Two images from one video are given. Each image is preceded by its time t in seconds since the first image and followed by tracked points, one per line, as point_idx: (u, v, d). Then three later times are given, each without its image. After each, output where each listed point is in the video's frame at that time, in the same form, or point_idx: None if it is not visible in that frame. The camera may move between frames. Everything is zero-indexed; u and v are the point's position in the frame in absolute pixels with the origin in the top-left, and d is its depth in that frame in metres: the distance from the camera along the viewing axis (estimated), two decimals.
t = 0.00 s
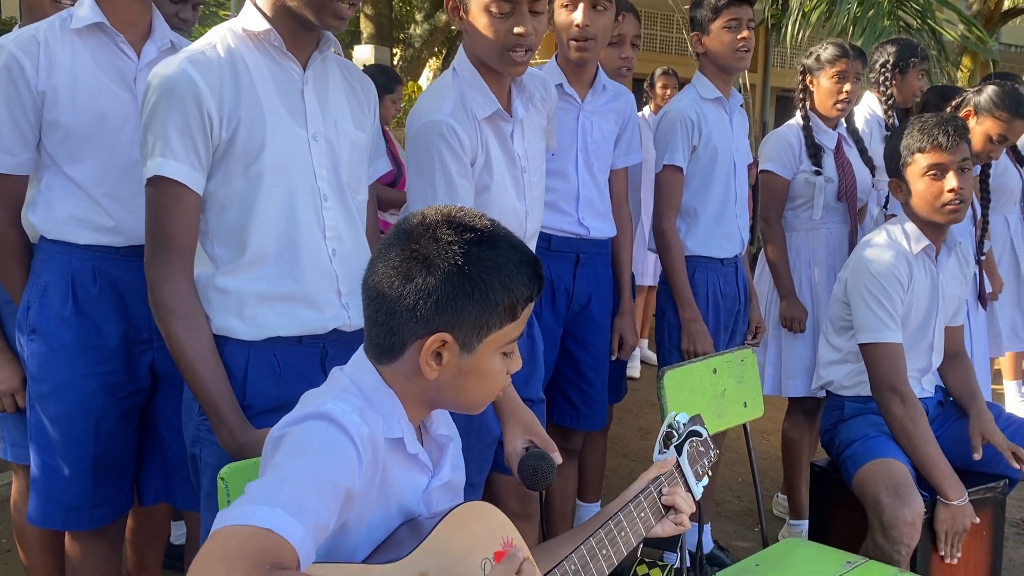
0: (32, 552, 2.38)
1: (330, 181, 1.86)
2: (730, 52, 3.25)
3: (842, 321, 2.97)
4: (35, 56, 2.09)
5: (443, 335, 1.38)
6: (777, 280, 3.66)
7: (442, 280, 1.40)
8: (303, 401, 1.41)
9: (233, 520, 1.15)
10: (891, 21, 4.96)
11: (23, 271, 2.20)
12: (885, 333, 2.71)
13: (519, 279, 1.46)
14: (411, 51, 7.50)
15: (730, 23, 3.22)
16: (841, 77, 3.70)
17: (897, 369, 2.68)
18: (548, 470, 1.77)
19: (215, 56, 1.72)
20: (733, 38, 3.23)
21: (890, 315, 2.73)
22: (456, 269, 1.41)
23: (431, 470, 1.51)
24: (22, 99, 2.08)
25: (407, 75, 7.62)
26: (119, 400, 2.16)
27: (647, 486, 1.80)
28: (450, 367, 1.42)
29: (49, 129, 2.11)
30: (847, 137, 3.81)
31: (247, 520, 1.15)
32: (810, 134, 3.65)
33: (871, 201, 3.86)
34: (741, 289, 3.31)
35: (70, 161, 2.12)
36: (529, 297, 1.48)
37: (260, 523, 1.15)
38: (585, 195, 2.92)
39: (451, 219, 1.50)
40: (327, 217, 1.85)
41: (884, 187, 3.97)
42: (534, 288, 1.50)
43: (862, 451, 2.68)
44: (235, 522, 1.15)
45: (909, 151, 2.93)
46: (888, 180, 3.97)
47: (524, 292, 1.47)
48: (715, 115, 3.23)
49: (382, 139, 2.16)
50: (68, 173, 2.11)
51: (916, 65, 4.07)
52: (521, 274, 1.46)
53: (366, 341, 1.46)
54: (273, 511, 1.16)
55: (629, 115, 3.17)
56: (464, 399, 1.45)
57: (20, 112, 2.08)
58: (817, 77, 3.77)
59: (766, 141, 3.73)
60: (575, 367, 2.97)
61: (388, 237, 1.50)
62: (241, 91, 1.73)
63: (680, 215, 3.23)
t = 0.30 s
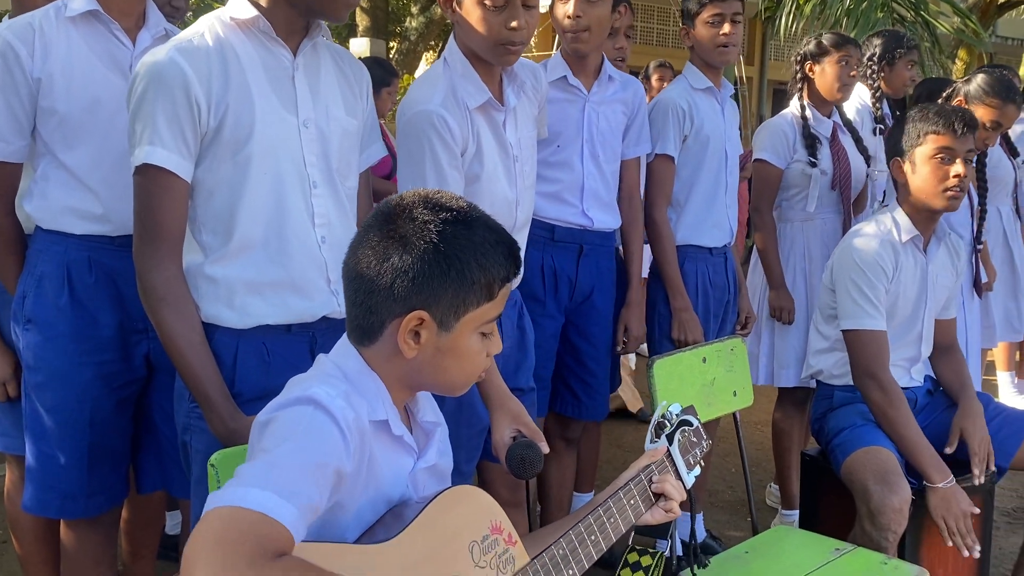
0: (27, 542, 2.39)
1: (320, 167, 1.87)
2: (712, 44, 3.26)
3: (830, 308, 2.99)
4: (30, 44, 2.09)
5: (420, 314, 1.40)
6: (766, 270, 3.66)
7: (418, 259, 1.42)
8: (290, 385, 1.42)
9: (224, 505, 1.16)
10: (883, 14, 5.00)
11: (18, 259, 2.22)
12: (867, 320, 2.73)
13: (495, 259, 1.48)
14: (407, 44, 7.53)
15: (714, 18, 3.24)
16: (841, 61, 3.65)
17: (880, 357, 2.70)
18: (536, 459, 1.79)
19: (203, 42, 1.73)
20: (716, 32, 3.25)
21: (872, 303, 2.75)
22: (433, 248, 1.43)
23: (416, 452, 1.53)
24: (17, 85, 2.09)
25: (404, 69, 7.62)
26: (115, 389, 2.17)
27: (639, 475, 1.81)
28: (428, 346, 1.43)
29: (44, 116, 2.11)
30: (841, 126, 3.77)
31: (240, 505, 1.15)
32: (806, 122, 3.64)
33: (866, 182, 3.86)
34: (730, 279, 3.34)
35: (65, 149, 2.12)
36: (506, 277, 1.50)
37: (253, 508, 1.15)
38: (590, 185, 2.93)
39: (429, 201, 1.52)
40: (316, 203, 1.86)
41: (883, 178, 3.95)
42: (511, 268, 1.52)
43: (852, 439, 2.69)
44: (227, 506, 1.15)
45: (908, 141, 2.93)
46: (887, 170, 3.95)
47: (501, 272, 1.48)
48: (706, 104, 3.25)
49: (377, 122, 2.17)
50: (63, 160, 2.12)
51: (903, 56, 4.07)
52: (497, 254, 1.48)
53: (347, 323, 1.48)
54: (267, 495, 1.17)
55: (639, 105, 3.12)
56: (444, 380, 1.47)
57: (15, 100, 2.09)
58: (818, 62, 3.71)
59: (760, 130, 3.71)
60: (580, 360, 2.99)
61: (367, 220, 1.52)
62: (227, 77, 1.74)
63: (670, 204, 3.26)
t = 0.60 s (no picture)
0: (22, 529, 2.40)
1: (312, 155, 1.88)
2: (701, 32, 3.26)
3: (830, 295, 2.99)
4: (23, 32, 2.09)
5: (415, 298, 1.41)
6: (761, 258, 3.66)
7: (414, 244, 1.43)
8: (284, 369, 1.43)
9: (212, 486, 1.16)
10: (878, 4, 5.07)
11: (14, 247, 2.22)
12: (868, 304, 2.74)
13: (489, 245, 1.49)
14: (402, 35, 7.55)
15: (702, 6, 3.23)
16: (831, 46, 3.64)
17: (878, 343, 2.71)
18: (526, 442, 1.80)
19: (196, 29, 1.73)
20: (704, 20, 3.24)
21: (874, 287, 2.75)
22: (428, 233, 1.44)
23: (408, 437, 1.54)
24: (10, 74, 2.08)
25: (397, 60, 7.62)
26: (109, 376, 2.17)
27: (621, 454, 1.83)
28: (422, 330, 1.44)
29: (38, 104, 2.12)
30: (834, 115, 3.77)
31: (227, 488, 1.16)
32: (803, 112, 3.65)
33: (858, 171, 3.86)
34: (722, 267, 3.36)
35: (60, 137, 2.12)
36: (499, 264, 1.51)
37: (240, 491, 1.16)
38: (582, 173, 2.93)
39: (424, 187, 1.54)
40: (309, 191, 1.86)
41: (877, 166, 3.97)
42: (505, 255, 1.53)
43: (843, 425, 2.71)
44: (215, 488, 1.16)
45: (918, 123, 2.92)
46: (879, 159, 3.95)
47: (495, 258, 1.50)
48: (697, 93, 3.27)
49: (365, 113, 2.17)
50: (58, 149, 2.12)
51: (890, 44, 4.06)
52: (491, 240, 1.50)
53: (342, 307, 1.49)
54: (257, 479, 1.17)
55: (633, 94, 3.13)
56: (436, 365, 1.48)
57: (9, 88, 2.09)
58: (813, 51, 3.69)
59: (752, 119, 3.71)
60: (570, 347, 3.00)
61: (363, 205, 1.54)
62: (221, 64, 1.74)
63: (661, 193, 3.28)
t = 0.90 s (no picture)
0: (9, 521, 2.39)
1: (296, 147, 1.88)
2: (694, 23, 3.25)
3: (818, 283, 3.00)
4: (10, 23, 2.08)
5: (400, 290, 1.40)
6: (753, 250, 3.67)
7: (399, 236, 1.43)
8: (269, 358, 1.43)
9: (188, 474, 1.15)
10: None
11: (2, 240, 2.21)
12: (856, 289, 2.73)
13: (475, 239, 1.49)
14: (394, 27, 7.55)
15: None
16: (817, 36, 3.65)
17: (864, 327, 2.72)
18: (514, 435, 1.81)
19: (179, 20, 1.72)
20: (697, 10, 3.23)
21: (864, 273, 2.74)
22: (413, 226, 1.44)
23: (393, 428, 1.54)
24: None
25: (390, 53, 7.62)
26: (97, 368, 2.17)
27: (607, 442, 1.83)
28: (407, 322, 1.43)
29: (25, 95, 2.11)
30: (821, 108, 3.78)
31: (202, 476, 1.14)
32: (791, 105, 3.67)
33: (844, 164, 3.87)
34: (713, 259, 3.37)
35: (47, 128, 2.11)
36: (485, 257, 1.51)
37: (215, 480, 1.14)
38: (565, 164, 2.93)
39: (411, 179, 1.54)
40: (293, 183, 1.86)
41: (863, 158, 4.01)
42: (491, 248, 1.53)
43: (831, 416, 2.72)
44: (189, 477, 1.14)
45: (920, 113, 2.91)
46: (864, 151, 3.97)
47: (480, 252, 1.49)
48: (685, 85, 3.27)
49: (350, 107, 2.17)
50: (44, 140, 2.11)
51: (877, 35, 4.04)
52: (477, 234, 1.50)
53: (327, 298, 1.49)
54: (233, 468, 1.16)
55: (611, 86, 3.14)
56: (420, 357, 1.47)
57: None
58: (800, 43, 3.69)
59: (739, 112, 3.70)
60: (556, 339, 3.00)
61: (350, 197, 1.53)
62: (204, 55, 1.74)
63: (651, 185, 3.28)
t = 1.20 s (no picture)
0: None
1: (277, 143, 1.89)
2: (686, 17, 3.26)
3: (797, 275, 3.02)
4: None
5: (380, 293, 1.40)
6: (732, 246, 3.69)
7: (383, 239, 1.42)
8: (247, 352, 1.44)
9: (170, 467, 1.15)
10: None
11: None
12: (826, 276, 2.74)
13: (460, 244, 1.48)
14: (383, 23, 7.54)
15: None
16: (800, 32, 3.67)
17: (834, 312, 2.72)
18: (496, 431, 1.82)
19: (159, 17, 1.72)
20: (687, 4, 3.23)
21: (837, 263, 2.76)
22: (397, 229, 1.43)
23: (375, 422, 1.56)
24: None
25: (378, 48, 7.61)
26: (83, 363, 2.17)
27: (590, 435, 1.85)
28: (387, 325, 1.43)
29: (9, 91, 2.10)
30: (803, 103, 3.81)
31: (184, 468, 1.14)
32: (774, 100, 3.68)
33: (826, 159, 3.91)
34: (699, 253, 3.39)
35: (31, 125, 2.11)
36: (469, 262, 1.51)
37: (197, 470, 1.15)
38: (547, 159, 2.94)
39: (397, 180, 1.52)
40: (274, 179, 1.87)
41: (847, 153, 4.03)
42: (475, 253, 1.52)
43: (811, 408, 2.75)
44: (172, 469, 1.15)
45: (898, 104, 2.93)
46: (847, 146, 4.01)
47: (464, 256, 1.49)
48: (673, 80, 3.29)
49: (332, 103, 2.18)
50: (29, 136, 2.11)
51: (861, 31, 4.08)
52: (462, 239, 1.49)
53: (308, 296, 1.48)
54: (215, 458, 1.16)
55: (588, 81, 3.19)
56: (401, 357, 1.48)
57: None
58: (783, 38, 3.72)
59: (722, 108, 3.71)
60: (540, 333, 3.01)
61: (333, 196, 1.52)
62: (186, 53, 1.74)
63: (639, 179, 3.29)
